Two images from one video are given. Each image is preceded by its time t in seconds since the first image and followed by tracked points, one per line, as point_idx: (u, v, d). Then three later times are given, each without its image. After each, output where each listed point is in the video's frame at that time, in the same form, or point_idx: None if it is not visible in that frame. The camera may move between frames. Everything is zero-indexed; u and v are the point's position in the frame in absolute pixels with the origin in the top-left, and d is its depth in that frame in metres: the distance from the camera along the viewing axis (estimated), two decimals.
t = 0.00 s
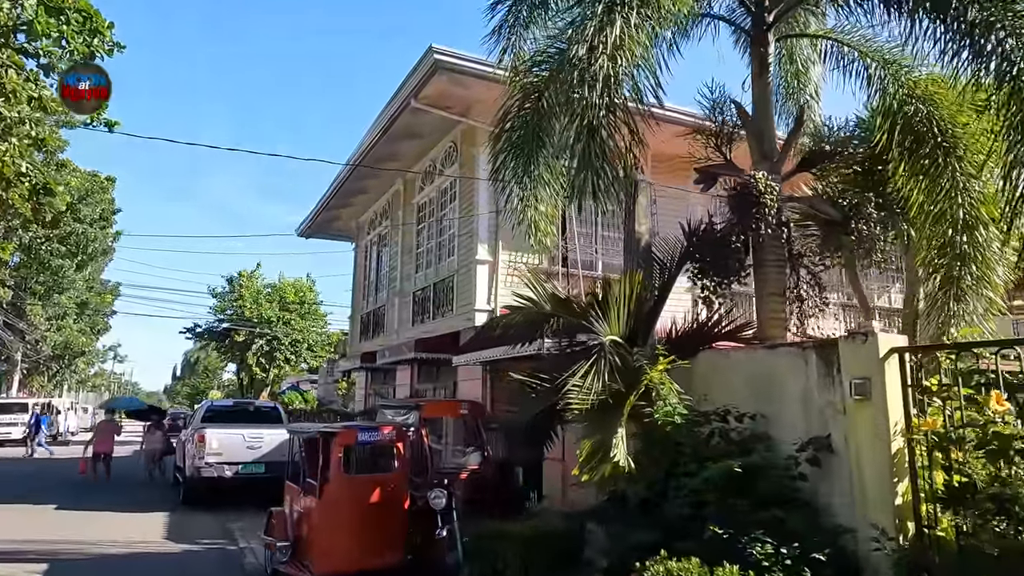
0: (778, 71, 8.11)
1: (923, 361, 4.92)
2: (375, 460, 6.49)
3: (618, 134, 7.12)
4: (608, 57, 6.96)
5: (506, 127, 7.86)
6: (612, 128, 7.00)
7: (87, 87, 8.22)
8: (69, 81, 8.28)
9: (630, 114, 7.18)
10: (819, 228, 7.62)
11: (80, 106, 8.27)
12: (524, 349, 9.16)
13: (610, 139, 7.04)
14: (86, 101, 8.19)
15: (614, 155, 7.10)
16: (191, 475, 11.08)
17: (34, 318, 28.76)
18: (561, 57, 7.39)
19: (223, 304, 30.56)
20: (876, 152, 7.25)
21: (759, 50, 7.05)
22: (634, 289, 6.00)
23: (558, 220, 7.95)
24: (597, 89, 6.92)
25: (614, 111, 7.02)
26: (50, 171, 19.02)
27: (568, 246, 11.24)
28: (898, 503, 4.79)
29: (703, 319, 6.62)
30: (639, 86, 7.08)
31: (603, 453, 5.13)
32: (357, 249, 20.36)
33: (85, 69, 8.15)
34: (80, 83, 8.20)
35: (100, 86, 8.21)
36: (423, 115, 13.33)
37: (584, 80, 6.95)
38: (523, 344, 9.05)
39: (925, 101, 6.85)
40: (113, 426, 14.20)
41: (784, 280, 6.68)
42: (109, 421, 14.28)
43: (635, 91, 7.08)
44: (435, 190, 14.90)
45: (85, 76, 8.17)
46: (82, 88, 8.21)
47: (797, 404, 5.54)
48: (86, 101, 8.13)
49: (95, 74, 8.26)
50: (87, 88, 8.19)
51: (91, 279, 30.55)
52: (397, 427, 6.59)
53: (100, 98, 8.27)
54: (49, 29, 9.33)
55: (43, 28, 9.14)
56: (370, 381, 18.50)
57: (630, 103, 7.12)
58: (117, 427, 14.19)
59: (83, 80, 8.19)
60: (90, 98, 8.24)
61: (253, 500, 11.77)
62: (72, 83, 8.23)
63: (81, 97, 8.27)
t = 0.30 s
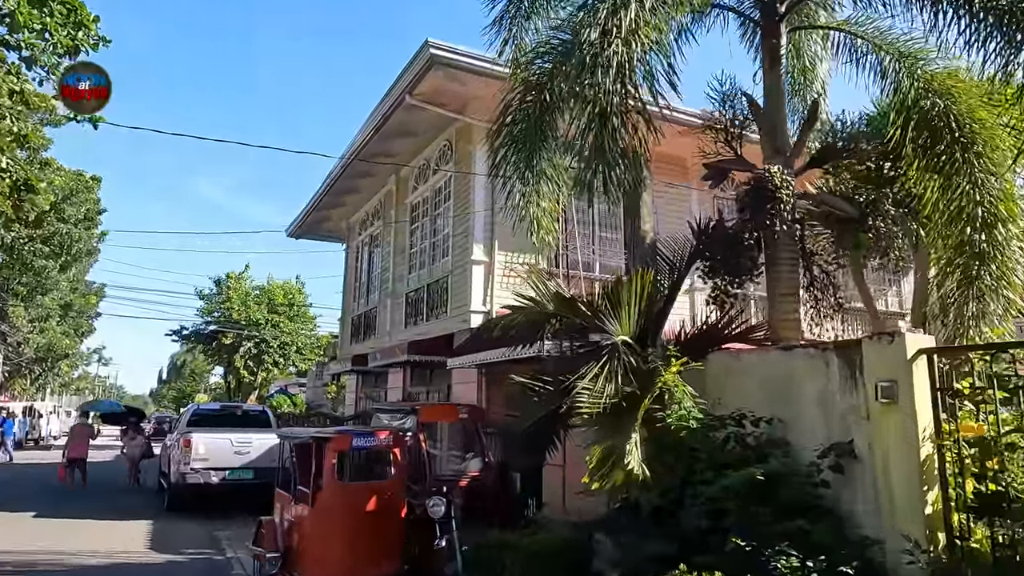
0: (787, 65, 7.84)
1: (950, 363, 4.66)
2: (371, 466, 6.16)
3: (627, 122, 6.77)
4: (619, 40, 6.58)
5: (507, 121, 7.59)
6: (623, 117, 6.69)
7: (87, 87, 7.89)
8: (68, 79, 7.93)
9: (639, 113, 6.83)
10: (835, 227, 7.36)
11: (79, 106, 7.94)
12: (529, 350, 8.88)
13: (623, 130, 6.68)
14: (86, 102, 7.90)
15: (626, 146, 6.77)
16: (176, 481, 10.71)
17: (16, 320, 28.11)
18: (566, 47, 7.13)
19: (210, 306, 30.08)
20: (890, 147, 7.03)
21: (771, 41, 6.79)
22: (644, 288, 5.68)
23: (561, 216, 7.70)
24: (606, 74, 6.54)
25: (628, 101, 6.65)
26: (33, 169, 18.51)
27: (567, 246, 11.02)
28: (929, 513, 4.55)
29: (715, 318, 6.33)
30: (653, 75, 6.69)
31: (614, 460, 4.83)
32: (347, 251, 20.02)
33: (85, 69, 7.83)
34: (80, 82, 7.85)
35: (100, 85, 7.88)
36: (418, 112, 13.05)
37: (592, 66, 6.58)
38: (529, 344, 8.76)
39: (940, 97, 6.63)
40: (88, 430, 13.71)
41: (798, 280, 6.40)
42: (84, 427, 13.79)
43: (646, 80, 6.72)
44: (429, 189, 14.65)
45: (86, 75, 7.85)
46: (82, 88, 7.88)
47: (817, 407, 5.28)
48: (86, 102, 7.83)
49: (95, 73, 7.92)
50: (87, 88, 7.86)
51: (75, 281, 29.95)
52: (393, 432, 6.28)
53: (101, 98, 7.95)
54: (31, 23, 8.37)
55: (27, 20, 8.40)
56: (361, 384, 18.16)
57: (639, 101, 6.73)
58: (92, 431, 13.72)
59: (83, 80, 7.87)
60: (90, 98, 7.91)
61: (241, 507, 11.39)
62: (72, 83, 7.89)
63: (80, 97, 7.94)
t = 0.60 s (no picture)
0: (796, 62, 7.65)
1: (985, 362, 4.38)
2: (364, 472, 5.80)
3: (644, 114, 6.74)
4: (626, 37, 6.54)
5: (507, 111, 7.30)
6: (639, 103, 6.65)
7: (86, 87, 7.44)
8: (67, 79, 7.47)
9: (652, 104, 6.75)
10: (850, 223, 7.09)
11: (79, 107, 7.48)
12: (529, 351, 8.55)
13: (633, 133, 6.64)
14: (86, 102, 7.43)
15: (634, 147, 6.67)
16: (158, 487, 10.29)
17: None
18: (573, 33, 6.91)
19: (196, 307, 29.55)
20: (905, 141, 6.78)
21: (783, 29, 6.51)
22: (653, 283, 5.37)
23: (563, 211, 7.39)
24: (612, 75, 6.54)
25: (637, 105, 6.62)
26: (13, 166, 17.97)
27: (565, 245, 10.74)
28: (965, 523, 4.26)
29: (728, 316, 6.00)
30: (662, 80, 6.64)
31: (628, 466, 4.50)
32: (337, 251, 19.66)
33: (85, 68, 7.38)
34: (79, 82, 7.41)
35: (101, 85, 7.43)
36: (411, 108, 12.72)
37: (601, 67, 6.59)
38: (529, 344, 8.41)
39: (961, 86, 6.34)
40: (63, 435, 13.24)
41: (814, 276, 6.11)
42: (58, 431, 13.32)
43: (663, 65, 6.69)
44: (423, 187, 14.34)
45: (86, 74, 7.40)
46: (81, 87, 7.43)
47: (839, 410, 4.98)
48: (86, 102, 7.35)
49: (96, 73, 7.46)
50: (86, 88, 7.40)
51: (58, 282, 29.34)
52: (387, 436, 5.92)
53: (101, 99, 7.49)
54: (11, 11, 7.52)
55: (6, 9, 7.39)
56: (351, 386, 17.77)
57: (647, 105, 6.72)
58: (67, 437, 13.25)
59: (82, 80, 7.40)
60: (90, 98, 7.46)
61: (226, 515, 10.97)
62: (71, 82, 7.43)
63: (79, 97, 7.48)
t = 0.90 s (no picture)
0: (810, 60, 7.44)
1: None
2: (363, 479, 5.48)
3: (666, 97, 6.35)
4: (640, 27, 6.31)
5: (513, 106, 7.00)
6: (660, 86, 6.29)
7: (86, 87, 7.11)
8: (67, 79, 7.15)
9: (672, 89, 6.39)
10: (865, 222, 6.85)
11: (78, 108, 7.16)
12: (532, 351, 8.31)
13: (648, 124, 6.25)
14: (87, 104, 7.12)
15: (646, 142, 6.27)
16: (144, 494, 9.91)
17: None
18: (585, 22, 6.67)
19: (184, 309, 29.00)
20: (924, 135, 6.54)
21: (801, 18, 6.26)
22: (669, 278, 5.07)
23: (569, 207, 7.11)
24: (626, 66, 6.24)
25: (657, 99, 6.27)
26: None
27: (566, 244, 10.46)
28: (1010, 535, 4.03)
29: (746, 315, 5.74)
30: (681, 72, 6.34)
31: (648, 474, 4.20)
32: (330, 251, 19.31)
33: (85, 67, 7.06)
34: (79, 82, 7.08)
35: (102, 85, 7.11)
36: (408, 104, 12.42)
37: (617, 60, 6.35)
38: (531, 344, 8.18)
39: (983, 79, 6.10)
40: (44, 439, 12.84)
41: (833, 275, 5.87)
42: (38, 435, 12.89)
43: (683, 50, 6.41)
44: (419, 186, 14.04)
45: (86, 74, 7.08)
46: (81, 88, 7.10)
47: (868, 414, 4.70)
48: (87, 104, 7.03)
49: (97, 73, 7.14)
50: (87, 88, 7.08)
51: (43, 284, 28.76)
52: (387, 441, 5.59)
53: (101, 99, 7.16)
54: None
55: None
56: (342, 390, 17.41)
57: (661, 106, 6.33)
58: (48, 441, 12.84)
59: (82, 80, 7.07)
60: (91, 99, 7.13)
61: (214, 522, 10.61)
62: (70, 82, 7.09)
63: (79, 98, 7.16)
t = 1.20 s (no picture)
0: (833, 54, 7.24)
1: None
2: (374, 489, 5.16)
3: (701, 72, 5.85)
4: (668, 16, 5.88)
5: (527, 100, 6.75)
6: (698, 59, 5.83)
7: (86, 87, 6.83)
8: (66, 79, 6.87)
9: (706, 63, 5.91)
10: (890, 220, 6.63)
11: (78, 109, 6.86)
12: (543, 353, 8.21)
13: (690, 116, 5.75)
14: (86, 104, 6.83)
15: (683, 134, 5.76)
16: (136, 502, 9.55)
17: None
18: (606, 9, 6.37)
19: (175, 313, 28.54)
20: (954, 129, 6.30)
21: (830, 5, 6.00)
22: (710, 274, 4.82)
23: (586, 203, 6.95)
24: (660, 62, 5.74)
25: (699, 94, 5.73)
26: None
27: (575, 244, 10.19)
28: None
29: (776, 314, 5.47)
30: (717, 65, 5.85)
31: (689, 480, 3.91)
32: (326, 253, 18.96)
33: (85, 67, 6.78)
34: (79, 82, 6.79)
35: (102, 85, 6.83)
36: (411, 102, 12.15)
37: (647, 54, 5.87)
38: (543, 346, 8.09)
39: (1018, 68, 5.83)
40: (30, 445, 12.29)
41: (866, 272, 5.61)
42: (25, 440, 12.37)
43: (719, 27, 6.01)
44: (420, 186, 13.75)
45: (86, 74, 6.79)
46: (81, 88, 6.81)
47: (914, 417, 4.41)
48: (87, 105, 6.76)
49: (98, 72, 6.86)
50: (87, 88, 6.80)
51: (32, 287, 28.19)
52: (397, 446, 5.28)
53: (102, 100, 6.87)
54: None
55: None
56: (338, 395, 17.07)
57: (698, 79, 5.80)
58: (34, 448, 12.29)
59: (82, 80, 6.79)
60: (90, 100, 6.84)
61: (210, 531, 10.23)
62: (70, 82, 6.80)
63: (79, 99, 6.87)
